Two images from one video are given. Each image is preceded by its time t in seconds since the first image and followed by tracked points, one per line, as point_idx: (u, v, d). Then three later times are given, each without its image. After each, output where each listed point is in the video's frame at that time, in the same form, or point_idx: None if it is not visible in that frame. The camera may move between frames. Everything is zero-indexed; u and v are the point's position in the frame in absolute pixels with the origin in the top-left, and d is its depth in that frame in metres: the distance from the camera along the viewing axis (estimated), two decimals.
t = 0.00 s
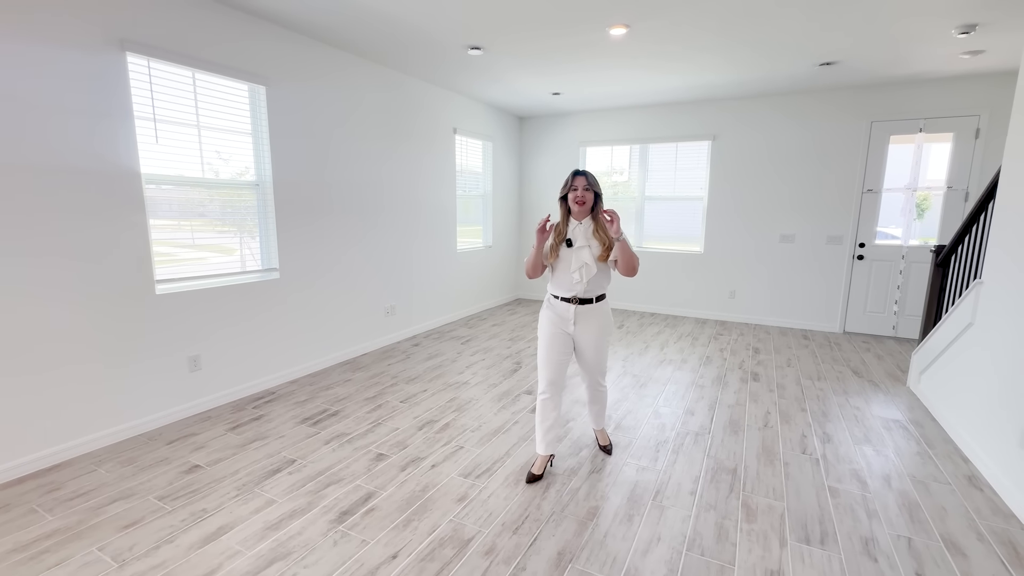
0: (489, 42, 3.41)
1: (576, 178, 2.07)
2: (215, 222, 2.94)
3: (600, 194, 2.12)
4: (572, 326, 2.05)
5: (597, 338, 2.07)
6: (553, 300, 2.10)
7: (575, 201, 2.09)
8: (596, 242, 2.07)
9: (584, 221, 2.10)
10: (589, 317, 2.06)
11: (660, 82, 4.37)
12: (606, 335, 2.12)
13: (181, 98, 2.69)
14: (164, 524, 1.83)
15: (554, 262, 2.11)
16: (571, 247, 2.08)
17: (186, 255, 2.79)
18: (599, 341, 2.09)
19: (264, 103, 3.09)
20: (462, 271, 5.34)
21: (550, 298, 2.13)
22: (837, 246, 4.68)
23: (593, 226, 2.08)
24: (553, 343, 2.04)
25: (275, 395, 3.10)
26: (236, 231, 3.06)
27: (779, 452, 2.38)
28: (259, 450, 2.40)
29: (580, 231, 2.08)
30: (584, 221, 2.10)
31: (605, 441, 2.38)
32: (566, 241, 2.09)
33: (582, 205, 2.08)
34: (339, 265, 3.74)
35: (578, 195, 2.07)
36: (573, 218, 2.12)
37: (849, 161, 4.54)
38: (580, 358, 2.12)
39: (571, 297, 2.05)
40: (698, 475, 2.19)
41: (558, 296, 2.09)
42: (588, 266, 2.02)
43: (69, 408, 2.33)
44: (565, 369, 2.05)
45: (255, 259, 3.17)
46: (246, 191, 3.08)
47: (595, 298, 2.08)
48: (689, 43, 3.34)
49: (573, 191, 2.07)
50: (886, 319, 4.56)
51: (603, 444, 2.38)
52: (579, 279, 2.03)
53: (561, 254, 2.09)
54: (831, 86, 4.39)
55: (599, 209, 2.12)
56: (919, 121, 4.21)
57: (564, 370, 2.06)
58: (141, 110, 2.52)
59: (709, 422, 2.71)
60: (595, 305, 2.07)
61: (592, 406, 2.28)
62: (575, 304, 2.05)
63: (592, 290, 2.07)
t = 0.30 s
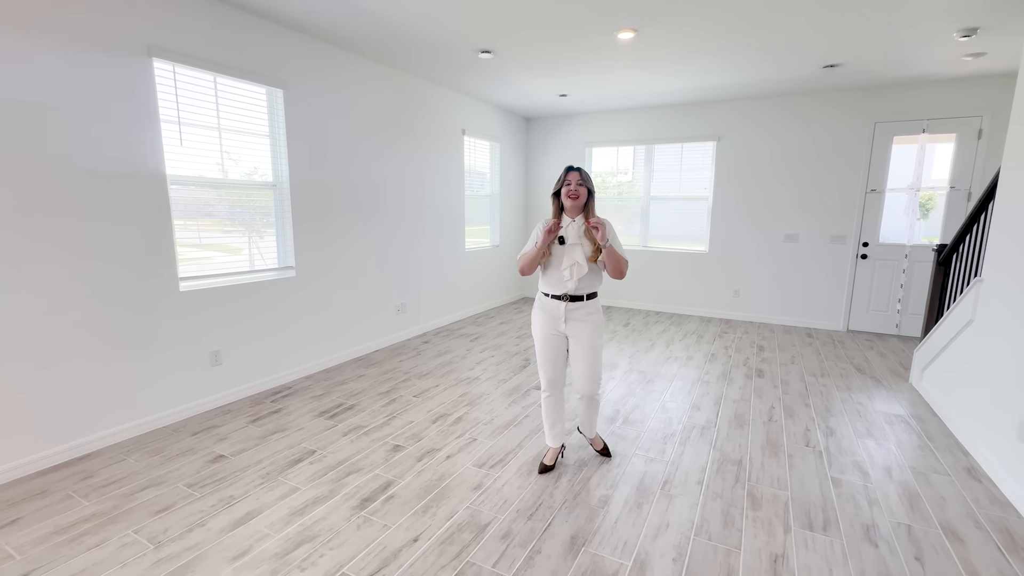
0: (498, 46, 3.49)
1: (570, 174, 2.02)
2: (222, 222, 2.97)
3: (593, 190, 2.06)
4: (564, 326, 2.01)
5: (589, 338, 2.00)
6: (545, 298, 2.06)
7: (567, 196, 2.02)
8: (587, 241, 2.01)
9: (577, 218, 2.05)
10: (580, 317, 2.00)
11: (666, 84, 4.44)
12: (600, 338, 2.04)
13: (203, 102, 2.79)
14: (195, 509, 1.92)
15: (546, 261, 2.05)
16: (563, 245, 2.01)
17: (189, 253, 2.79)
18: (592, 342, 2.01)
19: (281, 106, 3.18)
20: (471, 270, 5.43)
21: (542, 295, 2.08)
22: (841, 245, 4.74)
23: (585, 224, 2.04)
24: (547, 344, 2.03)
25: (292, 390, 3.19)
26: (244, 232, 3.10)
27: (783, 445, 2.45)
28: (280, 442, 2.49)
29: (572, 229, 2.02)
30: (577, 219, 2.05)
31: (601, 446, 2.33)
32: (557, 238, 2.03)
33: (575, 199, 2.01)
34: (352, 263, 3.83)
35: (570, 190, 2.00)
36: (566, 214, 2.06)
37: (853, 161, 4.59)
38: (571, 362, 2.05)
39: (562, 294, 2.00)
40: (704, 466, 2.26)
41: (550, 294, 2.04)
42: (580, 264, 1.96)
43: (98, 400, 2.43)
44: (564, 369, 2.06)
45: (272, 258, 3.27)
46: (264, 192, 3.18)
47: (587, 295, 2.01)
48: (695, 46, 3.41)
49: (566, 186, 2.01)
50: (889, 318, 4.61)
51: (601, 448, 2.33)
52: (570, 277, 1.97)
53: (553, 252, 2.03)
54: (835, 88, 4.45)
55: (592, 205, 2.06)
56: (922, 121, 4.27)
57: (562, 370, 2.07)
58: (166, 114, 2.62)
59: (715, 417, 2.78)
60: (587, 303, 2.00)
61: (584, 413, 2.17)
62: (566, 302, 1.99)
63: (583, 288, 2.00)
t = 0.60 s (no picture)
0: (505, 48, 3.55)
1: (568, 171, 1.99)
2: (229, 222, 3.01)
3: (592, 188, 2.04)
4: (560, 324, 1.92)
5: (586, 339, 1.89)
6: (542, 296, 1.98)
7: (565, 194, 1.99)
8: (586, 240, 1.94)
9: (575, 216, 2.02)
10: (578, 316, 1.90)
11: (669, 85, 4.50)
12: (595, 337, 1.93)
13: (219, 105, 2.87)
14: (215, 497, 2.00)
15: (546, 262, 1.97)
16: (561, 244, 1.95)
17: (196, 253, 2.83)
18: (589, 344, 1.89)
19: (293, 108, 3.27)
20: (476, 269, 5.51)
21: (540, 294, 2.01)
22: (843, 244, 4.78)
23: (583, 223, 1.98)
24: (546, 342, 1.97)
25: (304, 385, 3.28)
26: (251, 233, 3.15)
27: (784, 439, 2.51)
28: (294, 434, 2.57)
29: (571, 227, 1.96)
30: (574, 218, 2.00)
31: (576, 476, 2.05)
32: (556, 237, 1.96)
33: (574, 197, 1.99)
34: (360, 262, 3.91)
35: (569, 188, 1.98)
36: (565, 212, 2.04)
37: (856, 161, 4.63)
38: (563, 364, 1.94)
39: (557, 293, 1.92)
40: (707, 458, 2.32)
41: (545, 292, 1.96)
42: (578, 263, 1.89)
43: (119, 393, 2.51)
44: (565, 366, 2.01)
45: (284, 256, 3.36)
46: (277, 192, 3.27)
47: (583, 293, 1.92)
48: (698, 49, 3.46)
49: (564, 183, 1.98)
50: (891, 316, 4.65)
51: (574, 478, 2.05)
52: (565, 276, 1.89)
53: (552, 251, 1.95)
54: (837, 89, 4.49)
55: (590, 203, 2.02)
56: (924, 121, 4.30)
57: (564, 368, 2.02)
58: (184, 116, 2.71)
59: (717, 412, 2.84)
60: (583, 301, 1.92)
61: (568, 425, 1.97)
62: (562, 300, 1.91)
63: (578, 286, 1.92)
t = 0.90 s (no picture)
0: (509, 52, 3.62)
1: (566, 179, 1.87)
2: (235, 222, 3.04)
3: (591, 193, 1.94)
4: (556, 332, 1.85)
5: (583, 346, 1.83)
6: (540, 304, 1.92)
7: (565, 202, 1.90)
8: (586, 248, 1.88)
9: (574, 222, 1.95)
10: (574, 323, 1.84)
11: (671, 87, 4.55)
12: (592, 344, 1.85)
13: (231, 108, 2.95)
14: (229, 488, 2.08)
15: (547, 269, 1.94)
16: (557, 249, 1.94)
17: (207, 252, 2.88)
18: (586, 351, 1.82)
19: (302, 111, 3.34)
20: (481, 269, 5.58)
21: (538, 301, 1.96)
22: (845, 244, 4.81)
23: (582, 228, 1.94)
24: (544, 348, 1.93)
25: (312, 382, 3.35)
26: (259, 233, 3.20)
27: (783, 436, 2.56)
28: (303, 429, 2.64)
29: (568, 233, 1.94)
30: (573, 224, 1.95)
31: (566, 492, 1.94)
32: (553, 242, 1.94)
33: (571, 207, 1.90)
34: (367, 262, 3.98)
35: (568, 198, 1.88)
36: (562, 218, 1.96)
37: (857, 162, 4.66)
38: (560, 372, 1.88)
39: (553, 300, 1.86)
40: (706, 454, 2.38)
41: (543, 299, 1.91)
42: (575, 268, 1.85)
43: (135, 388, 2.59)
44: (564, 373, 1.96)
45: (293, 256, 3.43)
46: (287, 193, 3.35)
47: (580, 300, 1.86)
48: (699, 51, 3.51)
49: (563, 192, 1.88)
50: (893, 316, 4.67)
51: (564, 495, 1.95)
52: (562, 282, 1.85)
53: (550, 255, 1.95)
54: (839, 90, 4.53)
55: (589, 209, 1.96)
56: (926, 122, 4.33)
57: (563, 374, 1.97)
58: (198, 120, 2.79)
59: (717, 409, 2.89)
60: (580, 307, 1.86)
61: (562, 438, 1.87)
62: (557, 307, 1.84)
63: (575, 292, 1.86)
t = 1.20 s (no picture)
0: (512, 55, 3.68)
1: (571, 180, 1.85)
2: (243, 222, 3.11)
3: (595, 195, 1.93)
4: (561, 338, 1.86)
5: (588, 351, 1.85)
6: (541, 309, 1.91)
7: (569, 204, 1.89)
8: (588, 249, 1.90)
9: (575, 222, 1.94)
10: (579, 327, 1.86)
11: (673, 88, 4.59)
12: (597, 349, 1.88)
13: (242, 111, 3.04)
14: (241, 478, 2.15)
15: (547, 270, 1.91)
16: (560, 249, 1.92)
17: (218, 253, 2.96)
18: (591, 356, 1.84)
19: (310, 113, 3.42)
20: (485, 268, 5.64)
21: (537, 305, 1.94)
22: (846, 244, 4.84)
23: (584, 229, 1.93)
24: (544, 356, 1.91)
25: (320, 377, 3.43)
26: (266, 232, 3.27)
27: (780, 431, 2.61)
28: (311, 422, 2.71)
29: (571, 234, 1.92)
30: (575, 224, 1.94)
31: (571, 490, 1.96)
32: (555, 243, 1.93)
33: (575, 212, 1.90)
34: (373, 260, 4.05)
35: (572, 202, 1.88)
36: (565, 219, 1.94)
37: (859, 162, 4.68)
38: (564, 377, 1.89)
39: (556, 303, 1.86)
40: (704, 448, 2.43)
41: (543, 303, 1.90)
42: (578, 271, 1.83)
43: (149, 382, 2.68)
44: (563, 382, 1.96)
45: (301, 255, 3.51)
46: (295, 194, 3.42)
47: (582, 302, 1.87)
48: (699, 53, 3.56)
49: (568, 194, 1.87)
50: (894, 315, 4.70)
51: (569, 491, 1.96)
52: (564, 285, 1.84)
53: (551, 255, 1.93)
54: (840, 91, 4.56)
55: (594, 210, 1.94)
56: (927, 123, 4.35)
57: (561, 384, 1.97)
58: (209, 122, 2.88)
59: (716, 405, 2.94)
60: (583, 311, 1.87)
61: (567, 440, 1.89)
62: (561, 311, 1.85)
63: (578, 295, 1.87)
